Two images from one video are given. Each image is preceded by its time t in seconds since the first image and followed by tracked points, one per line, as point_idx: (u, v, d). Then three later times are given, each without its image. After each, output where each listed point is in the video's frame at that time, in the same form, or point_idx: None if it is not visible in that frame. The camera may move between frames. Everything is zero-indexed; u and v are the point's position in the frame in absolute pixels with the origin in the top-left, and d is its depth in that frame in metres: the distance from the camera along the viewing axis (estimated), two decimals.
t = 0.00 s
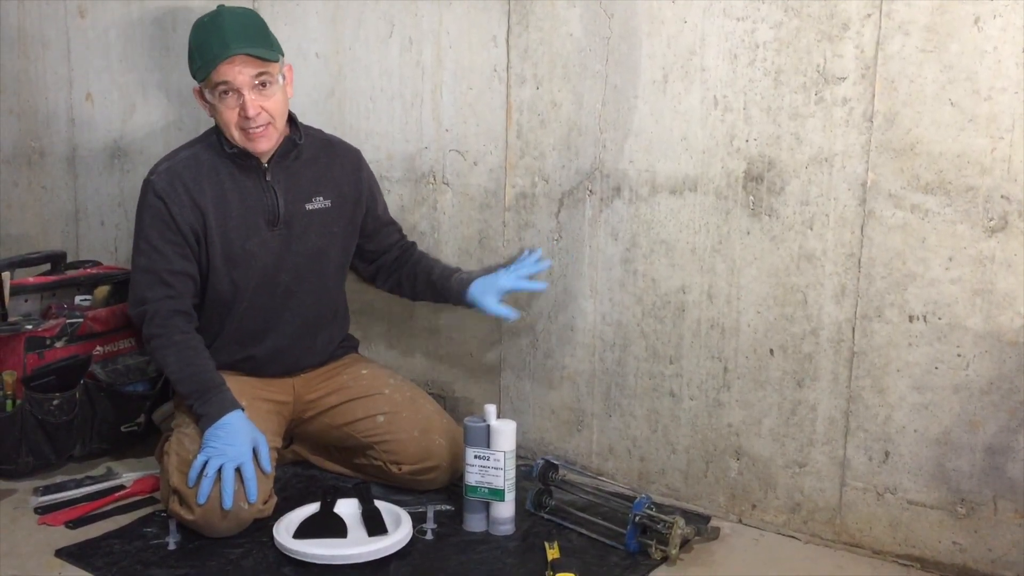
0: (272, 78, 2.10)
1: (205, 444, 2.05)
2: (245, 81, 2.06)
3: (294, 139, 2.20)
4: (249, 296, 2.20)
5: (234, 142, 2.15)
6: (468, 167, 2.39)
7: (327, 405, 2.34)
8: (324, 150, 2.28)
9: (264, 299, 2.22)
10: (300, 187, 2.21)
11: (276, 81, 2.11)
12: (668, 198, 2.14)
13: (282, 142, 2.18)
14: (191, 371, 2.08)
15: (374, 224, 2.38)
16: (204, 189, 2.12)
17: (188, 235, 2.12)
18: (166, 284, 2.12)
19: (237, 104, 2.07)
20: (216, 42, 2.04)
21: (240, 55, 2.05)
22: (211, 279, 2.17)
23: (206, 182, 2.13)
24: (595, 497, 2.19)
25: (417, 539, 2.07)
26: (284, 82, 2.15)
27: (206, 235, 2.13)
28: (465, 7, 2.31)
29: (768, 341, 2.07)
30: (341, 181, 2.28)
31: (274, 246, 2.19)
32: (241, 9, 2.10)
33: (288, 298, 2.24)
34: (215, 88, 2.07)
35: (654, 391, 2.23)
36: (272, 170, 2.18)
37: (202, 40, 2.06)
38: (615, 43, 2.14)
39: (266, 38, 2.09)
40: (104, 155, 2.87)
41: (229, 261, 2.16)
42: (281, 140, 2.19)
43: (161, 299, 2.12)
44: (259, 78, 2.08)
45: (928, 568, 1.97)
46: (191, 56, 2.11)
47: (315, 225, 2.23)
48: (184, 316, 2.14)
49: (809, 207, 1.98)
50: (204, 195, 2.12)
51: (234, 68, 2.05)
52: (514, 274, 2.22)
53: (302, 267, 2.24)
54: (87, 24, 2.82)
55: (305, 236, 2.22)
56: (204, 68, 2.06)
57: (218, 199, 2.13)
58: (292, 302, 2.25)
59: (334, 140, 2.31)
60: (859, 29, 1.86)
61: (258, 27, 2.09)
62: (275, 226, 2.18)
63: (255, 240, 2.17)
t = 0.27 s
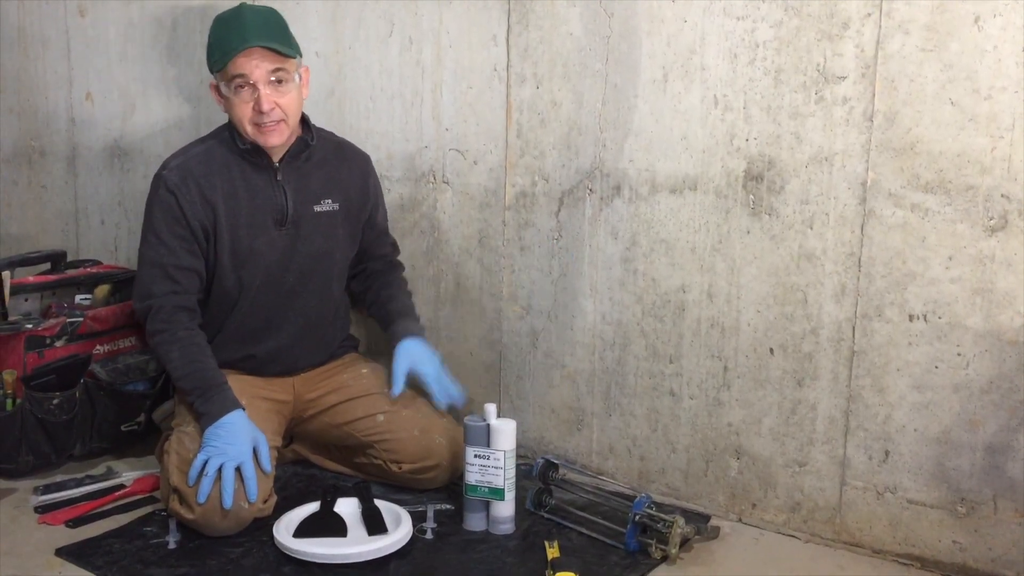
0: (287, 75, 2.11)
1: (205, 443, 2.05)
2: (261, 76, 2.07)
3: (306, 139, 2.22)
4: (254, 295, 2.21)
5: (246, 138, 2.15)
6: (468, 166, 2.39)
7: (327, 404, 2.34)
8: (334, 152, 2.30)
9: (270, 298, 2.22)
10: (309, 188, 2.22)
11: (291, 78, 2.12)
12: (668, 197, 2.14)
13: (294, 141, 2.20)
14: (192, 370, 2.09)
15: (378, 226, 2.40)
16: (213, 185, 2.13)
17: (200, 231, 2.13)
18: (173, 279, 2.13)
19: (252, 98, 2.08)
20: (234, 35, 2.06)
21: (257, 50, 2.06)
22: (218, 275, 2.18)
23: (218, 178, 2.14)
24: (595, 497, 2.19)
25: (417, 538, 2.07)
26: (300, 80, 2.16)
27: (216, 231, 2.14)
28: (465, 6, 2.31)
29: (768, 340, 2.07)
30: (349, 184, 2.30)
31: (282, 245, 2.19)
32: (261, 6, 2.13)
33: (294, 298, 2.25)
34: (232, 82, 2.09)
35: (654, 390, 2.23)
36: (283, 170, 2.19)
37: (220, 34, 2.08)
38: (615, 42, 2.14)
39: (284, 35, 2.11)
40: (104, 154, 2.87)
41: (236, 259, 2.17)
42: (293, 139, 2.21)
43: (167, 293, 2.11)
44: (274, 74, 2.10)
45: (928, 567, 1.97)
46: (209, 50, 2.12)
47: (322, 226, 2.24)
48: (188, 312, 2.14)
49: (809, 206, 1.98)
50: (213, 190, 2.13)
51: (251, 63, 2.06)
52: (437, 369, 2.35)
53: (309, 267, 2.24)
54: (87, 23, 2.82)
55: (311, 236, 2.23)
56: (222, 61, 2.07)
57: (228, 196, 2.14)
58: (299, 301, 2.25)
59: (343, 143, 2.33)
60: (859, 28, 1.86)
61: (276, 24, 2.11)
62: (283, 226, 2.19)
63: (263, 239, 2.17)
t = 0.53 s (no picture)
0: (310, 79, 2.11)
1: (206, 443, 2.06)
2: (285, 77, 2.07)
3: (322, 139, 2.22)
4: (261, 293, 2.21)
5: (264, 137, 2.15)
6: (468, 165, 2.39)
7: (327, 403, 2.34)
8: (347, 152, 2.29)
9: (279, 297, 2.22)
10: (321, 188, 2.22)
11: (314, 82, 2.12)
12: (668, 196, 2.14)
13: (310, 142, 2.19)
14: (194, 368, 2.09)
15: (389, 226, 2.36)
16: (223, 182, 2.13)
17: (213, 228, 2.12)
18: (182, 275, 2.12)
19: (274, 98, 2.07)
20: (262, 34, 2.05)
21: (283, 51, 2.06)
22: (227, 273, 2.18)
23: (232, 175, 2.14)
24: (595, 496, 2.19)
25: (417, 537, 2.07)
26: (322, 85, 2.16)
27: (229, 229, 2.13)
28: (465, 4, 2.31)
29: (768, 339, 2.07)
30: (360, 185, 2.29)
31: (292, 245, 2.19)
32: (291, 7, 2.12)
33: (302, 298, 2.25)
34: (255, 80, 2.08)
35: (654, 389, 2.23)
36: (298, 169, 2.18)
37: (247, 30, 2.07)
38: (615, 41, 2.14)
39: (311, 39, 2.11)
40: (104, 153, 2.87)
41: (247, 257, 2.17)
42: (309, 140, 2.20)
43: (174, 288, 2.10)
44: (298, 76, 2.09)
45: (928, 566, 1.97)
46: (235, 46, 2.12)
47: (332, 227, 2.24)
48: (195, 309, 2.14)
49: (809, 205, 1.97)
50: (225, 187, 2.12)
51: (276, 63, 2.06)
52: (431, 403, 2.31)
53: (318, 267, 2.24)
54: (87, 21, 2.82)
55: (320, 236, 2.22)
56: (247, 58, 2.07)
57: (242, 193, 2.14)
58: (307, 300, 2.26)
59: (357, 143, 2.33)
60: (859, 27, 1.86)
61: (304, 27, 2.10)
62: (294, 225, 2.18)
63: (274, 238, 2.17)
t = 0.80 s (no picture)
0: (327, 83, 2.10)
1: (206, 442, 2.06)
2: (302, 79, 2.06)
3: (334, 142, 2.20)
4: (266, 292, 2.21)
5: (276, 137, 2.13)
6: (467, 164, 2.39)
7: (328, 402, 2.34)
8: (358, 153, 2.28)
9: (285, 296, 2.23)
10: (332, 190, 2.21)
11: (330, 86, 2.11)
12: (668, 195, 2.14)
13: (322, 144, 2.18)
14: (195, 367, 2.09)
15: (397, 227, 2.34)
16: (232, 179, 2.11)
17: (222, 225, 2.11)
18: (190, 272, 2.11)
19: (289, 99, 2.06)
20: (281, 33, 2.04)
21: (301, 53, 2.05)
22: (234, 272, 2.18)
23: (242, 174, 2.13)
24: (595, 495, 2.19)
25: (417, 536, 2.07)
26: (338, 90, 2.15)
27: (238, 229, 2.13)
28: (465, 3, 2.31)
29: (768, 338, 2.07)
30: (370, 186, 2.28)
31: (299, 245, 2.19)
32: (315, 10, 2.12)
33: (307, 297, 2.25)
34: (273, 79, 2.07)
35: (654, 388, 2.23)
36: (309, 171, 2.18)
37: (268, 28, 2.07)
38: (615, 40, 2.14)
39: (330, 43, 2.10)
40: (104, 152, 2.87)
41: (255, 256, 2.17)
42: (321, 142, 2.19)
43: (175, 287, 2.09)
44: (314, 79, 2.08)
45: (928, 565, 1.97)
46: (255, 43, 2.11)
47: (340, 228, 2.23)
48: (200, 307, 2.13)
49: (809, 204, 1.97)
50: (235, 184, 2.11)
51: (295, 64, 2.05)
52: (438, 409, 2.31)
53: (324, 268, 2.24)
54: (87, 20, 2.82)
55: (328, 237, 2.22)
56: (265, 56, 2.06)
57: (253, 192, 2.13)
58: (313, 300, 2.26)
59: (368, 144, 2.32)
60: (859, 26, 1.86)
61: (325, 31, 2.10)
62: (304, 226, 2.18)
63: (283, 239, 2.17)
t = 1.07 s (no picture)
0: (340, 86, 2.09)
1: (206, 441, 2.06)
2: (316, 81, 2.04)
3: (342, 144, 2.19)
4: (268, 291, 2.21)
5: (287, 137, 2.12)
6: (467, 162, 2.39)
7: (327, 400, 2.34)
8: (364, 155, 2.27)
9: (287, 296, 2.22)
10: (338, 191, 2.20)
11: (343, 89, 2.09)
12: (667, 194, 2.14)
13: (330, 146, 2.17)
14: (198, 365, 2.09)
15: (401, 229, 2.34)
16: (238, 177, 2.10)
17: (228, 224, 2.10)
18: (193, 269, 2.10)
19: (302, 100, 2.05)
20: (299, 34, 2.03)
21: (317, 55, 2.04)
22: (238, 270, 2.17)
23: (250, 173, 2.12)
24: (594, 493, 2.19)
25: (417, 534, 2.07)
26: (351, 95, 2.14)
27: (244, 228, 2.12)
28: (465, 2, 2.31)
29: (768, 337, 2.07)
30: (376, 187, 2.27)
31: (304, 245, 2.18)
32: (335, 14, 2.11)
33: (309, 297, 2.25)
34: (287, 79, 2.05)
35: (654, 386, 2.23)
36: (316, 172, 2.16)
37: (286, 27, 2.05)
38: (615, 39, 2.14)
39: (347, 48, 2.09)
40: (104, 151, 2.87)
41: (260, 255, 2.16)
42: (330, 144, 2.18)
43: (174, 286, 2.09)
44: (328, 82, 2.07)
45: (928, 564, 1.97)
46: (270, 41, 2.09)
47: (345, 230, 2.23)
48: (205, 305, 2.12)
49: (809, 203, 1.98)
50: (241, 182, 2.10)
51: (310, 66, 2.04)
52: (438, 408, 2.30)
53: (327, 269, 2.24)
54: (86, 19, 2.82)
55: (332, 238, 2.21)
56: (280, 54, 2.04)
57: (259, 191, 2.12)
58: (315, 300, 2.26)
59: (374, 145, 2.30)
60: (858, 24, 1.86)
61: (343, 36, 2.09)
62: (309, 227, 2.17)
63: (288, 239, 2.16)
